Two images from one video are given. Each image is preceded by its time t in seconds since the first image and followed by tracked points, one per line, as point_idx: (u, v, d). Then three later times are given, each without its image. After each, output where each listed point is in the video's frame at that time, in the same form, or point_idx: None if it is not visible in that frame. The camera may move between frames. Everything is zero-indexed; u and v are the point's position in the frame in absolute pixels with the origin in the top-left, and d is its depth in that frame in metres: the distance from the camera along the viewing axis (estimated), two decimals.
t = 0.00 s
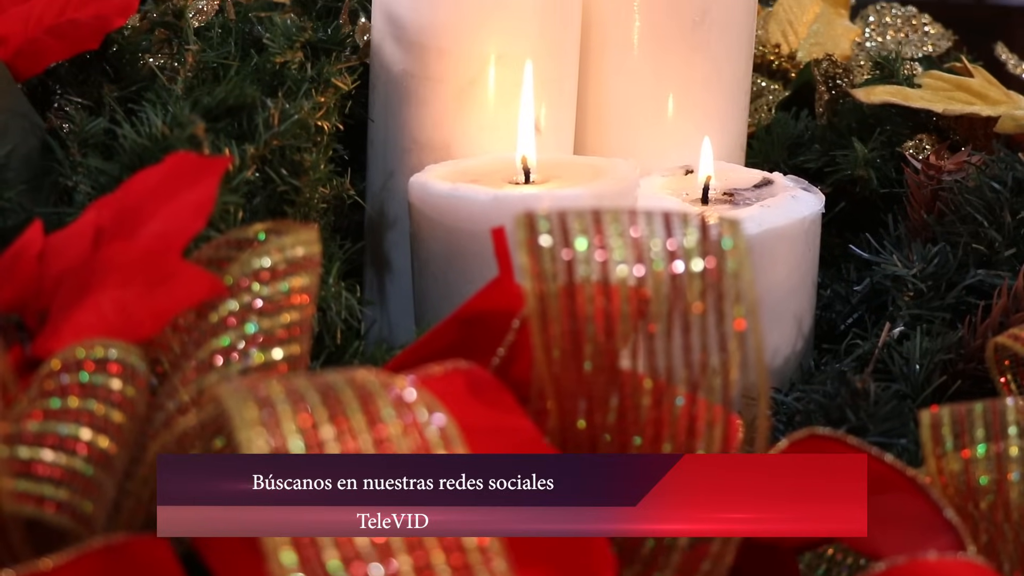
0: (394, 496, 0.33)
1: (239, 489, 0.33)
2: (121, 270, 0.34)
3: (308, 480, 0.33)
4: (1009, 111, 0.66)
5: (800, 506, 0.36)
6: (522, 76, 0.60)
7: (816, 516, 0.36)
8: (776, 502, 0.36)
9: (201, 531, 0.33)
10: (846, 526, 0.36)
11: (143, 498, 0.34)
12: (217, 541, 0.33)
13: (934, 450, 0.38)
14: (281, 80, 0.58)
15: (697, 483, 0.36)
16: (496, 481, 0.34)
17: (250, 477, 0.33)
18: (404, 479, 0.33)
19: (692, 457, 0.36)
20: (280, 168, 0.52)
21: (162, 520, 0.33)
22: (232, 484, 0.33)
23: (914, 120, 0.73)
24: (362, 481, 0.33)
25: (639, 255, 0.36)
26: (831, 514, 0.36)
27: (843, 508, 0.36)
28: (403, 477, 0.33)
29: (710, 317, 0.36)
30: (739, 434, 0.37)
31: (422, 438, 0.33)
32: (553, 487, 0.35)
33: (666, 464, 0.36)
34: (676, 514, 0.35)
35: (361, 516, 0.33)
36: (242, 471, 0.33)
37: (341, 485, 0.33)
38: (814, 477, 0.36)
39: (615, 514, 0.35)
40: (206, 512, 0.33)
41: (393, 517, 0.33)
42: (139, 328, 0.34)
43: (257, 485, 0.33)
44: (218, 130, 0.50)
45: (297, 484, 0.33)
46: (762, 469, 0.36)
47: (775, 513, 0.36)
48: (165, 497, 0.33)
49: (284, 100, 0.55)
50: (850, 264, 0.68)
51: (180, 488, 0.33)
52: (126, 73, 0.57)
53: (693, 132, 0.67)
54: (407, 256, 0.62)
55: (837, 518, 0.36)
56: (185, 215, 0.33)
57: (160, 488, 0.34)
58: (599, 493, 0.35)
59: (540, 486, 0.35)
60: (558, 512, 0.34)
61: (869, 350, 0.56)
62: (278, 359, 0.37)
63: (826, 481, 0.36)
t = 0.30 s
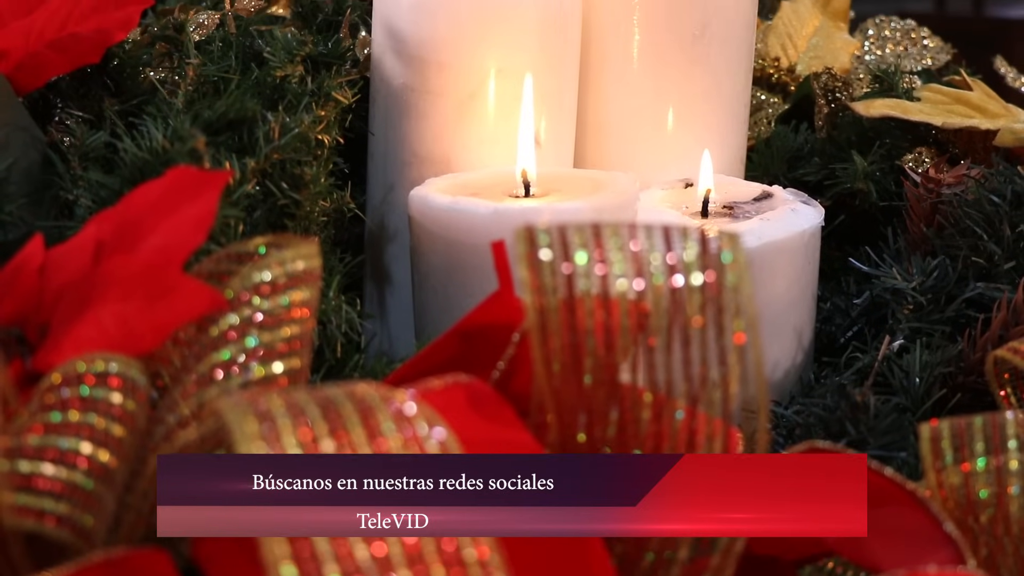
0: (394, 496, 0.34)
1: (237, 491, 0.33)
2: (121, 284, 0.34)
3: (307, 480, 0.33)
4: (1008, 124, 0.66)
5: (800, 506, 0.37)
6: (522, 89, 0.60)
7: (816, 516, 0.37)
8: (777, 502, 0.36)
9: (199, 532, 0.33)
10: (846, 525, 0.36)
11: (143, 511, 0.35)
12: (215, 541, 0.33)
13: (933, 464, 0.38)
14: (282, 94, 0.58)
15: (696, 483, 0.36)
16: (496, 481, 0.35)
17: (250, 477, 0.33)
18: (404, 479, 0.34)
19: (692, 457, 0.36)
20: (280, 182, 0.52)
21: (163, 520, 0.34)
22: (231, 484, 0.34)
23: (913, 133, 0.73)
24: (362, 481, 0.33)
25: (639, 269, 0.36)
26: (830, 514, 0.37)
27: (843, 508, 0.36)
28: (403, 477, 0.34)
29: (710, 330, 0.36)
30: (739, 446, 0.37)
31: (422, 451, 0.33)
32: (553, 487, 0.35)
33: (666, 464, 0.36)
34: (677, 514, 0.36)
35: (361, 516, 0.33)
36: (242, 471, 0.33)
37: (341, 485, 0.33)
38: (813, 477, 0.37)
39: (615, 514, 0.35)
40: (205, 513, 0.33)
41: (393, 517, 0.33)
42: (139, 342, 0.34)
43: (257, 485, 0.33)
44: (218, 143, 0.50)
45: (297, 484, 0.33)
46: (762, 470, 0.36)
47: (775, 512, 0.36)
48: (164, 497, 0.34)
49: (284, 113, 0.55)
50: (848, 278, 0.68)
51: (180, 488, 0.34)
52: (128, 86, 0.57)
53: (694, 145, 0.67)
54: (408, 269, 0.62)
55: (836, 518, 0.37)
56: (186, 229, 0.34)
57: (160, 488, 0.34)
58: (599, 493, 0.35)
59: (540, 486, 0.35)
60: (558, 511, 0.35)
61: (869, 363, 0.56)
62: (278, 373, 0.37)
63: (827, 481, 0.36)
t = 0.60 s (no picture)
0: (394, 496, 0.34)
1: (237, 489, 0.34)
2: (122, 298, 0.34)
3: (308, 480, 0.34)
4: (1007, 137, 0.66)
5: (801, 506, 0.37)
6: (522, 103, 0.60)
7: (816, 516, 0.37)
8: (776, 502, 0.37)
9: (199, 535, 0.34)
10: (846, 525, 0.37)
11: (143, 526, 0.35)
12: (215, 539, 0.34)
13: (934, 478, 0.38)
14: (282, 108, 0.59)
15: (696, 483, 0.36)
16: (496, 481, 0.35)
17: (250, 477, 0.34)
18: (404, 479, 0.34)
19: (692, 456, 0.36)
20: (280, 196, 0.52)
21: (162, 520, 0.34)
22: (231, 484, 0.34)
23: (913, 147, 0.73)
24: (361, 481, 0.34)
25: (639, 283, 0.36)
26: (830, 514, 0.37)
27: (842, 508, 0.37)
28: (403, 477, 0.34)
29: (710, 345, 0.36)
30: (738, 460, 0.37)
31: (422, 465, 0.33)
32: (553, 487, 0.36)
33: (666, 464, 0.36)
34: (677, 514, 0.36)
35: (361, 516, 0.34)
36: (242, 471, 0.34)
37: (341, 485, 0.34)
38: (813, 478, 0.37)
39: (616, 514, 0.36)
40: (205, 513, 0.34)
41: (393, 517, 0.34)
42: (140, 356, 0.34)
43: (258, 485, 0.34)
44: (219, 158, 0.50)
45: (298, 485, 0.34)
46: (762, 470, 0.37)
47: (775, 512, 0.37)
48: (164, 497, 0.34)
49: (284, 127, 0.55)
50: (849, 292, 0.68)
51: (180, 488, 0.34)
52: (129, 100, 0.58)
53: (693, 159, 0.68)
54: (407, 283, 0.62)
55: (836, 518, 0.37)
56: (186, 243, 0.34)
57: (160, 487, 0.35)
58: (600, 493, 0.36)
59: (540, 486, 0.36)
60: (558, 511, 0.35)
61: (869, 376, 0.56)
62: (278, 387, 0.37)
63: (827, 481, 0.37)
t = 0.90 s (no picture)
0: (394, 496, 0.35)
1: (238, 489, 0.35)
2: (123, 312, 0.34)
3: (308, 480, 0.35)
4: (1006, 151, 0.66)
5: (801, 506, 0.37)
6: (522, 117, 0.60)
7: (815, 516, 0.37)
8: (777, 502, 0.37)
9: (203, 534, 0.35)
10: (846, 525, 0.37)
11: (143, 540, 0.36)
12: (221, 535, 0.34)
13: (933, 492, 0.38)
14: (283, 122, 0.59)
15: (697, 483, 0.36)
16: (496, 481, 0.36)
17: (250, 477, 0.34)
18: (404, 479, 0.35)
19: (693, 456, 0.36)
20: (281, 211, 0.52)
21: (163, 519, 0.35)
22: (231, 484, 0.35)
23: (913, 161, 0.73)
24: (362, 481, 0.35)
25: (639, 298, 0.36)
26: (830, 514, 0.37)
27: (841, 508, 0.37)
28: (403, 477, 0.35)
29: (710, 359, 0.36)
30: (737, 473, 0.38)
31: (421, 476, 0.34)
32: (553, 487, 0.36)
33: (666, 464, 0.36)
34: (677, 514, 0.36)
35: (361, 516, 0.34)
36: (242, 472, 0.34)
37: (341, 485, 0.35)
38: (812, 477, 0.38)
39: (617, 514, 0.36)
40: (211, 512, 0.35)
41: (393, 516, 0.35)
42: (140, 371, 0.34)
43: (258, 485, 0.34)
44: (220, 172, 0.50)
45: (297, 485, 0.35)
46: (762, 470, 0.37)
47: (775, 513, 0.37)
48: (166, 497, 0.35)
49: (285, 142, 0.55)
50: (849, 305, 0.68)
51: (180, 488, 0.35)
52: (129, 114, 0.58)
53: (692, 173, 0.68)
54: (407, 297, 0.62)
55: (836, 517, 0.37)
56: (187, 257, 0.34)
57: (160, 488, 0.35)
58: (600, 493, 0.36)
59: (540, 486, 0.36)
60: (557, 511, 0.36)
61: (868, 390, 0.56)
62: (278, 402, 0.37)
63: (826, 481, 0.38)
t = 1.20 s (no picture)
0: (394, 495, 0.35)
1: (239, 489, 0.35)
2: (124, 327, 0.34)
3: (308, 480, 0.35)
4: (1005, 165, 0.67)
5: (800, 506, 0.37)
6: (522, 132, 0.60)
7: (814, 516, 0.38)
8: (776, 502, 0.37)
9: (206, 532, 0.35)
10: (844, 525, 0.37)
11: (143, 556, 0.36)
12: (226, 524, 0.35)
13: (933, 507, 0.38)
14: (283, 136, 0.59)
15: (696, 484, 0.36)
16: (496, 481, 0.36)
17: (250, 477, 0.34)
18: (404, 479, 0.36)
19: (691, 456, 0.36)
20: (281, 225, 0.53)
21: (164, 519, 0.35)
22: (229, 484, 0.35)
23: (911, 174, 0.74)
24: (362, 481, 0.35)
25: (638, 312, 0.36)
26: (830, 515, 0.38)
27: (840, 509, 0.38)
28: (403, 477, 0.35)
29: (710, 373, 0.36)
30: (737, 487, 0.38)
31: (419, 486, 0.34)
32: (553, 487, 0.36)
33: (666, 465, 0.36)
34: (677, 513, 0.36)
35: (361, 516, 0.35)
36: (241, 472, 0.34)
37: (341, 485, 0.35)
38: (813, 478, 0.38)
39: (616, 514, 0.36)
40: (210, 513, 0.35)
41: (393, 517, 0.35)
42: (140, 386, 0.35)
43: (257, 485, 0.34)
44: (220, 187, 0.50)
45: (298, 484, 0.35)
46: (763, 471, 0.37)
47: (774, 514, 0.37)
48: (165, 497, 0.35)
49: (285, 156, 0.56)
50: (851, 318, 0.68)
51: (180, 488, 0.35)
52: (130, 129, 0.58)
53: (692, 187, 0.69)
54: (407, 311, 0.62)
55: (836, 517, 0.38)
56: (188, 272, 0.34)
57: (160, 487, 0.35)
58: (600, 493, 0.36)
59: (540, 486, 0.36)
60: (558, 511, 0.36)
61: (869, 405, 0.56)
62: (278, 417, 0.37)
63: (828, 481, 0.38)
